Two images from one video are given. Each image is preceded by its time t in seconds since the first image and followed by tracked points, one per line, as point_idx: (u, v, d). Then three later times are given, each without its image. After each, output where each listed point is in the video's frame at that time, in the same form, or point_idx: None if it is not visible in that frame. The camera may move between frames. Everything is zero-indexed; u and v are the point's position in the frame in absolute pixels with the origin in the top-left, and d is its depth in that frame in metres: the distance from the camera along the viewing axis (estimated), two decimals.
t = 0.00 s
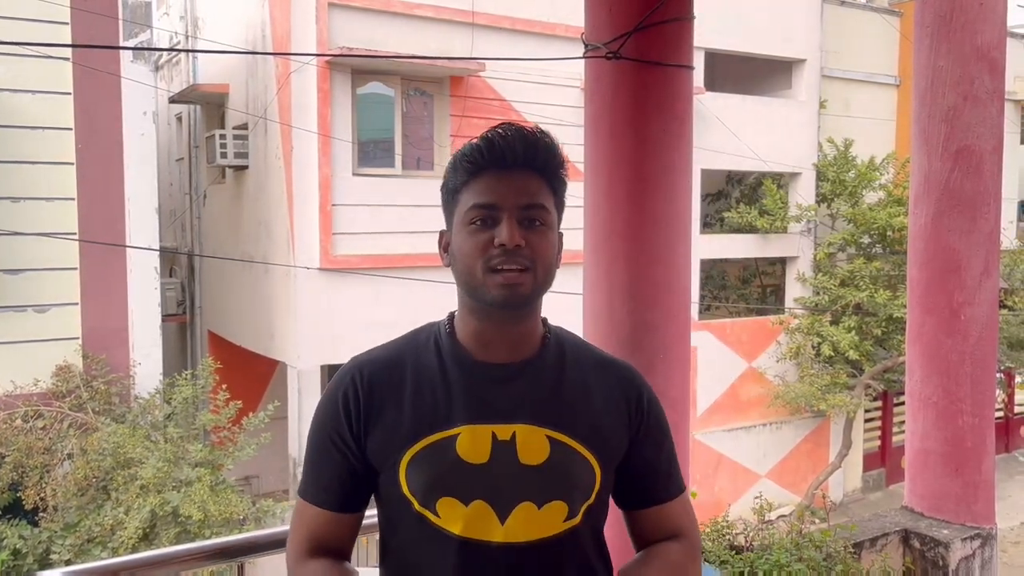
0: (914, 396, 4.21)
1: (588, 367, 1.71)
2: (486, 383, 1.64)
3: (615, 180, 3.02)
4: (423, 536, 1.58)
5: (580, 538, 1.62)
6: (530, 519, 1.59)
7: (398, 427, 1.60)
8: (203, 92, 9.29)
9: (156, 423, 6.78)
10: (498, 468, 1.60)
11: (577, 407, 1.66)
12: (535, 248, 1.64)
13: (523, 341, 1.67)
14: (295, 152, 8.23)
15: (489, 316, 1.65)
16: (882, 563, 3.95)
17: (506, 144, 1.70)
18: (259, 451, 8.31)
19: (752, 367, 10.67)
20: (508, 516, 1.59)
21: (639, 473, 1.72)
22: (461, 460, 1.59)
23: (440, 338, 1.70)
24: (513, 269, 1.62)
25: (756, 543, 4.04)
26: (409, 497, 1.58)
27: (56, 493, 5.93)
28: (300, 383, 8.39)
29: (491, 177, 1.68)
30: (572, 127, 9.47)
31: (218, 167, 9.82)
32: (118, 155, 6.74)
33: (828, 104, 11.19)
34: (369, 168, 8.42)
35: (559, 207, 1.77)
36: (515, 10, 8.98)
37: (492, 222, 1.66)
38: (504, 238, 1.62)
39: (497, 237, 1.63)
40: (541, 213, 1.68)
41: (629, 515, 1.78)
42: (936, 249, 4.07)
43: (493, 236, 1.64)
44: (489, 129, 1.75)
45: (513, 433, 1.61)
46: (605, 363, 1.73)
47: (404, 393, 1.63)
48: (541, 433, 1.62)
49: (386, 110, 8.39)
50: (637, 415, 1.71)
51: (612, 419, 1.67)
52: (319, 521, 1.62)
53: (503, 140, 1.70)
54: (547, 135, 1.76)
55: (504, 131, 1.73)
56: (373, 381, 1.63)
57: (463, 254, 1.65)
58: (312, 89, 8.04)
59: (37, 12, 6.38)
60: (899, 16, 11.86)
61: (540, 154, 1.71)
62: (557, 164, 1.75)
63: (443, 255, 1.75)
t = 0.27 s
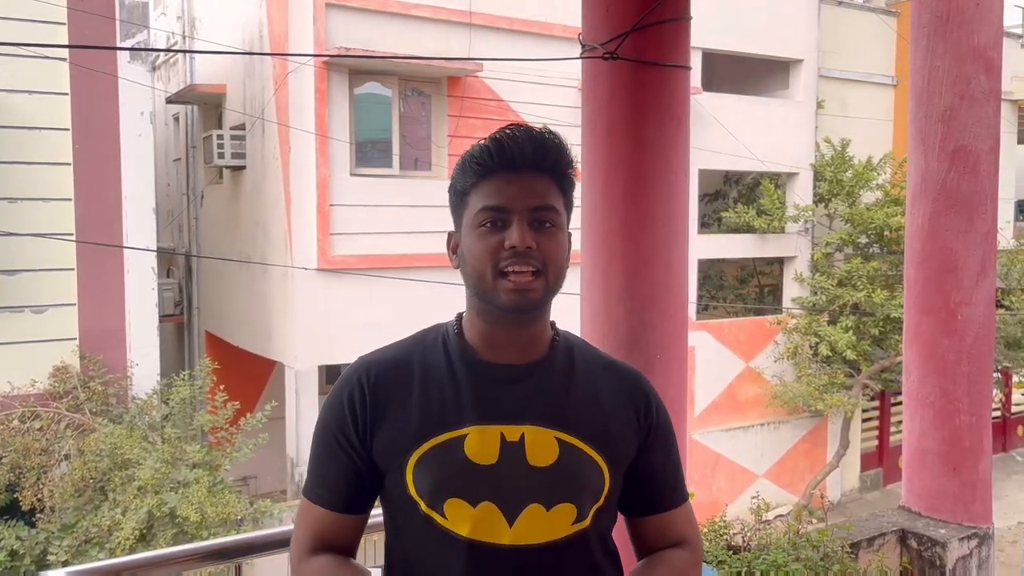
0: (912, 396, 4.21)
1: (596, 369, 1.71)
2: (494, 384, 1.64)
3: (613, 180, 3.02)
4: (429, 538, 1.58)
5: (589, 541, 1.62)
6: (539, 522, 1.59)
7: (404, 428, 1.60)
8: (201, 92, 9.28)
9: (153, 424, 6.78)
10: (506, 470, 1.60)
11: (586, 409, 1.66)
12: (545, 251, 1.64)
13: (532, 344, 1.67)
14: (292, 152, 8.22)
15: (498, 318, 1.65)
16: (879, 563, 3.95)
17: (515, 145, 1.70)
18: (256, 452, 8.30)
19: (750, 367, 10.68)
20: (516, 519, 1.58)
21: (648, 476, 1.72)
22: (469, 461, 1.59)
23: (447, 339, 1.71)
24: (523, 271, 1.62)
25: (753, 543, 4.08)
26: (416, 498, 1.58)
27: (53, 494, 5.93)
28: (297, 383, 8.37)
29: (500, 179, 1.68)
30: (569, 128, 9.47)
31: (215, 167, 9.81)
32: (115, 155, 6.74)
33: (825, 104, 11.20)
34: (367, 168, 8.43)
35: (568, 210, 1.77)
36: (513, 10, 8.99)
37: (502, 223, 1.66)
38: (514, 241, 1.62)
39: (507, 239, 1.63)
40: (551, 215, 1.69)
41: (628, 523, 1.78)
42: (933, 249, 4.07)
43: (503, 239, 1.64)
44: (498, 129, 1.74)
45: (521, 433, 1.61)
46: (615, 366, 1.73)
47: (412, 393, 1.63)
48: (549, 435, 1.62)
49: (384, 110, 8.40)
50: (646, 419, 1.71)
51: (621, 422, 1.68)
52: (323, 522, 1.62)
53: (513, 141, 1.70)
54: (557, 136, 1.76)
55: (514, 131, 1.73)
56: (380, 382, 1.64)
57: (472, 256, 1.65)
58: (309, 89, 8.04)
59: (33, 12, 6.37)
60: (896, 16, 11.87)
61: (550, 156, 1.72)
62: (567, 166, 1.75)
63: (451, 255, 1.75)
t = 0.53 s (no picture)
0: (908, 396, 4.22)
1: (601, 368, 1.71)
2: (498, 383, 1.64)
3: (610, 180, 3.02)
4: (435, 539, 1.58)
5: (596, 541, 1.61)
6: (545, 522, 1.58)
7: (409, 429, 1.61)
8: (198, 93, 9.27)
9: (149, 425, 6.81)
10: (511, 470, 1.60)
11: (591, 408, 1.66)
12: (548, 250, 1.64)
13: (536, 343, 1.67)
14: (289, 152, 8.22)
15: (501, 318, 1.65)
16: (876, 562, 3.96)
17: (516, 145, 1.69)
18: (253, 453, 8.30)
19: (747, 367, 10.68)
20: (522, 519, 1.58)
21: (654, 474, 1.72)
22: (473, 461, 1.59)
23: (451, 339, 1.71)
24: (525, 271, 1.63)
25: (749, 542, 4.11)
26: (421, 499, 1.59)
27: (50, 495, 5.92)
28: (294, 383, 8.34)
29: (501, 178, 1.68)
30: (566, 128, 9.47)
31: (212, 168, 9.81)
32: (112, 155, 6.73)
33: (822, 104, 11.22)
34: (364, 168, 8.42)
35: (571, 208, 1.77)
36: (510, 10, 8.99)
37: (503, 224, 1.66)
38: (516, 241, 1.62)
39: (509, 239, 1.63)
40: (553, 215, 1.69)
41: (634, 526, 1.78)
42: (928, 249, 4.08)
43: (505, 239, 1.64)
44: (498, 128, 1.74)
45: (525, 434, 1.61)
46: (620, 364, 1.73)
47: (416, 394, 1.63)
48: (554, 435, 1.62)
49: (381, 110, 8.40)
50: (652, 417, 1.71)
51: (627, 420, 1.67)
52: (335, 530, 1.63)
53: (512, 141, 1.69)
54: (559, 135, 1.76)
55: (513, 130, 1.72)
56: (384, 382, 1.64)
57: (474, 256, 1.66)
58: (306, 89, 8.03)
59: (30, 12, 6.35)
60: (892, 16, 11.89)
61: (552, 155, 1.71)
62: (569, 164, 1.75)
63: (453, 256, 1.75)
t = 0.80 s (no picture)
0: (904, 395, 4.22)
1: (602, 363, 1.70)
2: (498, 382, 1.64)
3: (606, 180, 3.02)
4: (436, 540, 1.58)
5: (599, 541, 1.60)
6: (546, 521, 1.58)
7: (409, 428, 1.61)
8: (194, 93, 9.25)
9: (145, 425, 6.75)
10: (511, 469, 1.59)
11: (590, 405, 1.65)
12: (545, 246, 1.64)
13: (536, 340, 1.67)
14: (285, 152, 8.20)
15: (500, 314, 1.65)
16: (872, 562, 3.98)
17: (516, 142, 1.69)
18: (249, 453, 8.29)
19: (744, 367, 10.69)
20: (522, 519, 1.57)
21: (656, 472, 1.71)
22: (473, 460, 1.59)
23: (451, 337, 1.71)
24: (523, 266, 1.62)
25: (745, 542, 4.12)
26: (421, 498, 1.59)
27: (46, 496, 5.91)
28: (291, 384, 8.34)
29: (500, 175, 1.68)
30: (563, 128, 9.47)
31: (208, 168, 9.79)
32: (108, 155, 6.72)
33: (818, 104, 11.23)
34: (360, 168, 8.41)
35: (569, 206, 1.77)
36: (506, 10, 8.99)
37: (501, 220, 1.66)
38: (513, 236, 1.62)
39: (506, 234, 1.63)
40: (552, 212, 1.68)
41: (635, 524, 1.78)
42: (924, 249, 4.08)
43: (501, 234, 1.64)
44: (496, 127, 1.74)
45: (525, 433, 1.61)
46: (622, 360, 1.71)
47: (415, 394, 1.63)
48: (554, 433, 1.61)
49: (377, 110, 8.38)
50: (654, 412, 1.70)
51: (628, 416, 1.66)
52: (345, 535, 1.64)
53: (510, 139, 1.69)
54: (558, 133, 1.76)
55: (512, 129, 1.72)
56: (384, 382, 1.65)
57: (472, 252, 1.66)
58: (302, 90, 8.03)
59: (25, 12, 6.33)
60: (887, 16, 11.91)
61: (551, 153, 1.71)
62: (568, 162, 1.74)
63: (451, 254, 1.75)
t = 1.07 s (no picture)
0: (899, 395, 4.23)
1: (600, 364, 1.70)
2: (494, 383, 1.64)
3: (601, 180, 3.02)
4: (432, 539, 1.58)
5: (593, 541, 1.61)
6: (541, 521, 1.58)
7: (406, 429, 1.61)
8: (189, 93, 9.24)
9: (140, 426, 6.73)
10: (507, 469, 1.59)
11: (587, 406, 1.65)
12: (542, 263, 1.64)
13: (532, 348, 1.67)
14: (281, 152, 8.19)
15: (499, 327, 1.64)
16: (867, 562, 3.97)
17: (506, 158, 1.67)
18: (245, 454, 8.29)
19: (740, 367, 10.70)
20: (517, 519, 1.57)
21: (653, 473, 1.71)
22: (469, 461, 1.59)
23: (449, 338, 1.71)
24: (522, 286, 1.63)
25: (740, 542, 4.11)
26: (417, 497, 1.59)
27: (41, 498, 5.89)
28: (287, 385, 8.35)
29: (491, 194, 1.66)
30: (559, 128, 9.48)
31: (204, 168, 9.78)
32: (103, 155, 6.71)
33: (814, 104, 11.24)
34: (356, 168, 8.40)
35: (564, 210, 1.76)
36: (502, 11, 8.99)
37: (496, 239, 1.64)
38: (510, 258, 1.61)
39: (503, 256, 1.62)
40: (547, 225, 1.67)
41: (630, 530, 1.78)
42: (918, 248, 4.10)
43: (498, 254, 1.62)
44: (487, 136, 1.72)
45: (522, 433, 1.61)
46: (620, 361, 1.71)
47: (413, 393, 1.63)
48: (550, 433, 1.61)
49: (373, 110, 8.37)
50: (652, 413, 1.69)
51: (625, 417, 1.66)
52: (347, 536, 1.64)
53: (504, 155, 1.67)
54: (550, 140, 1.74)
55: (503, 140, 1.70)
56: (382, 381, 1.65)
57: (470, 271, 1.65)
58: (298, 90, 8.01)
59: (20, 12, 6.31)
60: (883, 16, 11.93)
61: (542, 164, 1.70)
62: (560, 170, 1.74)
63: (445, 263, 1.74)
